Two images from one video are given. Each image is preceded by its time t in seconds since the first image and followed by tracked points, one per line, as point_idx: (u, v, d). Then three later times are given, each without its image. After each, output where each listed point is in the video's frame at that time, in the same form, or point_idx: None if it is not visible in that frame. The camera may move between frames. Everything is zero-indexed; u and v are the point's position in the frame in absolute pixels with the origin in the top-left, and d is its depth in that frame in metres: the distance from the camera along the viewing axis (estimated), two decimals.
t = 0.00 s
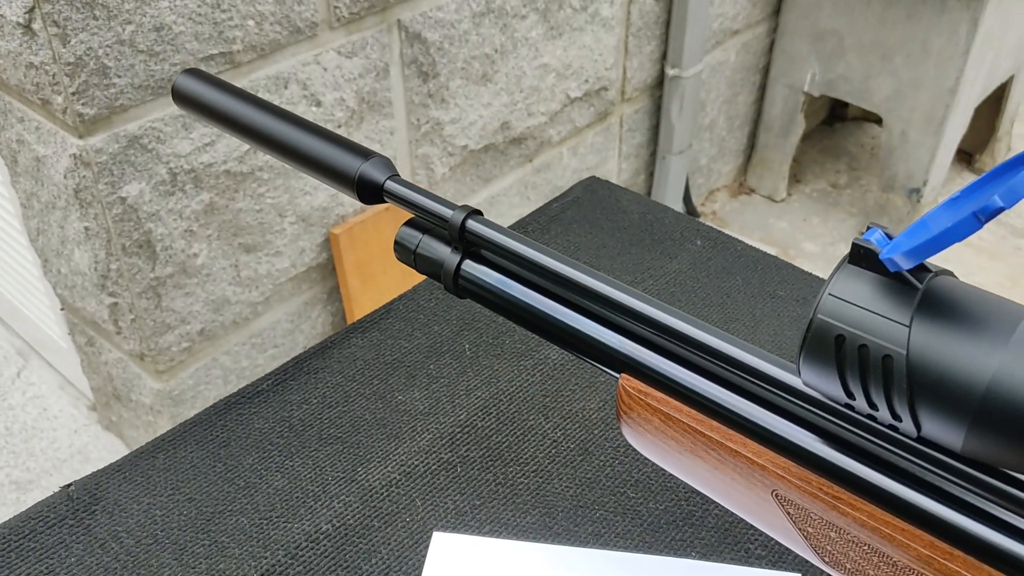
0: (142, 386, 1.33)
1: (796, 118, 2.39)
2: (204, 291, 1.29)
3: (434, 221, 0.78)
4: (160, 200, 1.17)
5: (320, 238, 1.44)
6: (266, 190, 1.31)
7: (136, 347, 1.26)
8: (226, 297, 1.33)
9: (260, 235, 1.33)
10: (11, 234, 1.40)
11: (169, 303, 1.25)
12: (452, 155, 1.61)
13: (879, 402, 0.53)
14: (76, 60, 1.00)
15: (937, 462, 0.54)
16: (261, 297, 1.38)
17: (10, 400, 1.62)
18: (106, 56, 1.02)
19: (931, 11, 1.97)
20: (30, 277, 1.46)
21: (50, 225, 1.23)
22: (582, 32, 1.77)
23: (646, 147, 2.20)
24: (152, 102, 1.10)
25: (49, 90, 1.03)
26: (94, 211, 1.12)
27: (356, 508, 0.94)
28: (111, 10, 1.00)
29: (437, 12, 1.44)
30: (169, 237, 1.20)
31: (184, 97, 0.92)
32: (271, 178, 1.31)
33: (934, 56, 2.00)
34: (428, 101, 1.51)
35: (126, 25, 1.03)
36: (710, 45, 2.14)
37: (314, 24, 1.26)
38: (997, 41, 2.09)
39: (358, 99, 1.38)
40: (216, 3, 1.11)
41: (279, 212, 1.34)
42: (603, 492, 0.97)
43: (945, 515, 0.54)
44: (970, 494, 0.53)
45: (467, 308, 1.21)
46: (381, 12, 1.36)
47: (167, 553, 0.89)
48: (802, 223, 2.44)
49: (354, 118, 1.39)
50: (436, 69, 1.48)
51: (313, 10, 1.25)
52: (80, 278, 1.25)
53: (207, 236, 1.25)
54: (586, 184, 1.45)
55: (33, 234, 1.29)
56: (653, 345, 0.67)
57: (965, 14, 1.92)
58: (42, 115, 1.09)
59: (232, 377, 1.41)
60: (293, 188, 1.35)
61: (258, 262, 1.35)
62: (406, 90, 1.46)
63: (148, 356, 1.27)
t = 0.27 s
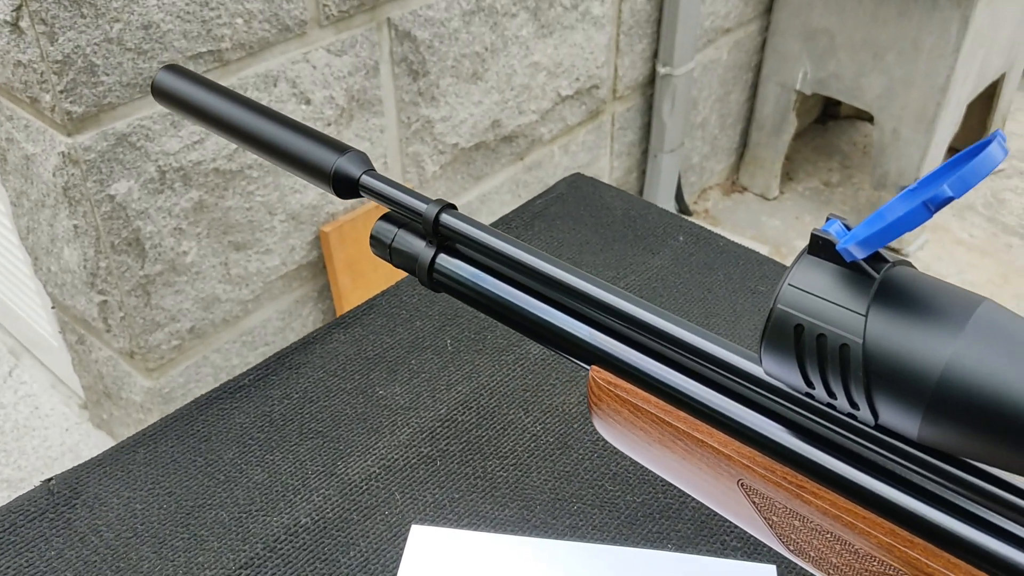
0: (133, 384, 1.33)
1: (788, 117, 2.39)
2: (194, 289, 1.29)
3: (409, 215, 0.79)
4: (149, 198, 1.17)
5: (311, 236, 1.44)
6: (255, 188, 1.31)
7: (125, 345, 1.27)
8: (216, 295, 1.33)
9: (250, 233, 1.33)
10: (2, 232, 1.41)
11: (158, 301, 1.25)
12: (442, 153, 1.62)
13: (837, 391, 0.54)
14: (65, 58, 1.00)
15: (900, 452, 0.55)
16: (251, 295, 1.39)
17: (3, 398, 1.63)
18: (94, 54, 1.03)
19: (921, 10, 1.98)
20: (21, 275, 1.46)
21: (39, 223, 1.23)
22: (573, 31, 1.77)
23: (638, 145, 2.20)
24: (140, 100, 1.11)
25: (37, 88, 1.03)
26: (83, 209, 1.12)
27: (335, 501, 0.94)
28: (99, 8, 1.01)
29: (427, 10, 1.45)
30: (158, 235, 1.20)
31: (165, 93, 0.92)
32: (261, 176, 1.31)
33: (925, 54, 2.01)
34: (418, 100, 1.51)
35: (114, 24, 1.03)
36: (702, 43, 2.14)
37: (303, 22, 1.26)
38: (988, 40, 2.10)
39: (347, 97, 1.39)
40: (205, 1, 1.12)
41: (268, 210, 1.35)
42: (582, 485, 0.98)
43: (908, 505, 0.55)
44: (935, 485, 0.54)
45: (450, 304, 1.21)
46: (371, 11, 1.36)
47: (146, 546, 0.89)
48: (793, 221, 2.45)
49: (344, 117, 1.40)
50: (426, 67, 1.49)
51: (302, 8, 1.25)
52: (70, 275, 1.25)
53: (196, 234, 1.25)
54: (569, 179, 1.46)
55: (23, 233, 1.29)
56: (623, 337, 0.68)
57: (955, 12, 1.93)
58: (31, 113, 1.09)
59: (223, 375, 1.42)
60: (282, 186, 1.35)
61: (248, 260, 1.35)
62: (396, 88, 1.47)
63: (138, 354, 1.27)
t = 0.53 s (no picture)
0: (111, 382, 1.33)
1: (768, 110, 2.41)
2: (171, 286, 1.29)
3: (373, 205, 0.79)
4: (124, 195, 1.16)
5: (289, 232, 1.44)
6: (232, 184, 1.31)
7: (103, 343, 1.26)
8: (194, 292, 1.33)
9: (228, 229, 1.33)
10: None
11: (136, 299, 1.25)
12: (421, 148, 1.62)
13: (788, 371, 0.55)
14: (37, 55, 1.00)
15: (854, 433, 0.56)
16: (230, 292, 1.39)
17: None
18: (67, 51, 1.02)
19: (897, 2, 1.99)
20: None
21: (14, 222, 1.22)
22: (550, 25, 1.77)
23: (618, 139, 2.21)
24: (114, 97, 1.11)
25: (9, 86, 1.02)
26: (58, 207, 1.12)
27: (306, 492, 0.95)
28: (71, 4, 1.00)
29: (403, 5, 1.45)
30: (134, 232, 1.20)
31: (130, 87, 0.92)
32: (238, 173, 1.31)
33: (902, 46, 2.02)
34: (396, 95, 1.51)
35: (87, 20, 1.03)
36: (680, 37, 2.15)
37: (278, 17, 1.26)
38: (964, 31, 2.12)
39: (324, 92, 1.38)
40: None
41: (246, 206, 1.34)
42: (552, 473, 0.98)
43: (863, 485, 0.56)
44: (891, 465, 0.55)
45: (423, 296, 1.21)
46: (346, 6, 1.36)
47: (116, 539, 0.89)
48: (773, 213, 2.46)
49: (321, 112, 1.40)
50: (403, 62, 1.49)
51: (277, 3, 1.25)
52: (46, 274, 1.24)
53: (173, 231, 1.25)
54: (542, 171, 1.46)
55: None
56: (584, 324, 0.69)
57: (931, 4, 1.95)
58: (4, 111, 1.09)
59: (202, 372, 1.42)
60: (260, 182, 1.35)
61: (226, 257, 1.35)
62: (373, 83, 1.47)
63: (116, 352, 1.27)
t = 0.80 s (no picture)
0: (89, 380, 1.32)
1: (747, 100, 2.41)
2: (148, 282, 1.28)
3: (338, 190, 0.78)
4: (99, 190, 1.15)
5: (267, 227, 1.43)
6: (208, 178, 1.29)
7: (80, 341, 1.26)
8: (171, 288, 1.32)
9: (204, 224, 1.32)
10: None
11: (112, 295, 1.24)
12: (400, 142, 1.61)
13: (748, 345, 0.55)
14: (7, 50, 0.98)
15: (816, 406, 0.57)
16: (208, 288, 1.38)
17: None
18: (38, 46, 1.01)
19: None
20: None
21: None
22: (528, 17, 1.77)
23: (598, 131, 2.21)
24: (87, 92, 1.10)
25: None
26: (31, 203, 1.11)
27: (278, 482, 0.94)
28: None
29: None
30: (109, 228, 1.19)
31: (94, 76, 0.91)
32: (214, 167, 1.30)
33: (879, 35, 2.03)
34: (373, 88, 1.51)
35: (57, 14, 1.02)
36: (659, 28, 2.15)
37: (251, 10, 1.25)
38: (940, 19, 2.13)
39: (300, 86, 1.38)
40: None
41: (223, 201, 1.33)
42: (526, 458, 0.98)
43: (827, 460, 0.57)
44: (854, 438, 0.56)
45: (396, 285, 1.21)
46: None
47: (86, 531, 0.89)
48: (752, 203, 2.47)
49: (297, 106, 1.39)
50: (380, 55, 1.48)
51: None
52: (21, 272, 1.22)
53: (148, 227, 1.24)
54: (517, 160, 1.46)
55: None
56: (550, 304, 0.69)
57: None
58: None
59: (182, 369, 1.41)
60: (236, 176, 1.34)
61: (203, 252, 1.34)
62: (349, 76, 1.46)
63: (94, 349, 1.26)
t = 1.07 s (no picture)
0: (70, 376, 1.31)
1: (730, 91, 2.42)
2: (129, 278, 1.27)
3: (308, 173, 0.78)
4: (77, 185, 1.14)
5: (249, 221, 1.43)
6: (188, 172, 1.28)
7: (61, 337, 1.25)
8: (152, 284, 1.31)
9: (185, 219, 1.31)
10: None
11: (92, 291, 1.23)
12: (381, 134, 1.61)
13: (714, 318, 0.55)
14: None
15: (781, 378, 0.57)
16: (190, 283, 1.37)
17: None
18: (12, 40, 1.01)
19: None
20: None
21: None
22: (508, 8, 1.76)
23: (581, 123, 2.20)
24: (63, 86, 1.09)
25: None
26: (8, 199, 1.09)
27: (254, 469, 0.94)
28: None
29: None
30: (88, 223, 1.18)
31: (59, 63, 0.90)
32: (193, 161, 1.29)
33: (860, 25, 2.04)
34: (353, 80, 1.50)
35: (32, 8, 1.01)
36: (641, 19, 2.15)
37: (229, 3, 1.24)
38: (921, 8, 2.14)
39: (279, 78, 1.37)
40: None
41: (203, 195, 1.32)
42: (503, 442, 0.98)
43: (795, 432, 0.57)
44: (821, 410, 0.56)
45: (374, 273, 1.21)
46: None
47: (61, 520, 0.88)
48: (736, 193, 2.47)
49: (276, 99, 1.38)
50: (360, 47, 1.47)
51: None
52: None
53: (128, 221, 1.23)
54: (495, 148, 1.46)
55: None
56: (521, 284, 0.69)
57: None
58: None
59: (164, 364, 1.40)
60: (216, 170, 1.32)
61: (184, 247, 1.33)
62: (330, 69, 1.45)
63: (75, 345, 1.25)
